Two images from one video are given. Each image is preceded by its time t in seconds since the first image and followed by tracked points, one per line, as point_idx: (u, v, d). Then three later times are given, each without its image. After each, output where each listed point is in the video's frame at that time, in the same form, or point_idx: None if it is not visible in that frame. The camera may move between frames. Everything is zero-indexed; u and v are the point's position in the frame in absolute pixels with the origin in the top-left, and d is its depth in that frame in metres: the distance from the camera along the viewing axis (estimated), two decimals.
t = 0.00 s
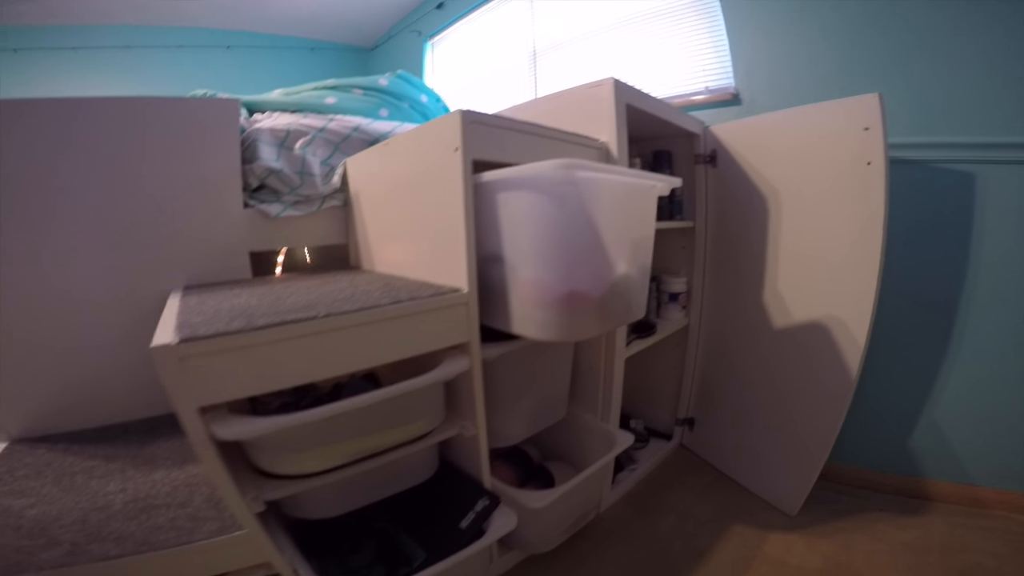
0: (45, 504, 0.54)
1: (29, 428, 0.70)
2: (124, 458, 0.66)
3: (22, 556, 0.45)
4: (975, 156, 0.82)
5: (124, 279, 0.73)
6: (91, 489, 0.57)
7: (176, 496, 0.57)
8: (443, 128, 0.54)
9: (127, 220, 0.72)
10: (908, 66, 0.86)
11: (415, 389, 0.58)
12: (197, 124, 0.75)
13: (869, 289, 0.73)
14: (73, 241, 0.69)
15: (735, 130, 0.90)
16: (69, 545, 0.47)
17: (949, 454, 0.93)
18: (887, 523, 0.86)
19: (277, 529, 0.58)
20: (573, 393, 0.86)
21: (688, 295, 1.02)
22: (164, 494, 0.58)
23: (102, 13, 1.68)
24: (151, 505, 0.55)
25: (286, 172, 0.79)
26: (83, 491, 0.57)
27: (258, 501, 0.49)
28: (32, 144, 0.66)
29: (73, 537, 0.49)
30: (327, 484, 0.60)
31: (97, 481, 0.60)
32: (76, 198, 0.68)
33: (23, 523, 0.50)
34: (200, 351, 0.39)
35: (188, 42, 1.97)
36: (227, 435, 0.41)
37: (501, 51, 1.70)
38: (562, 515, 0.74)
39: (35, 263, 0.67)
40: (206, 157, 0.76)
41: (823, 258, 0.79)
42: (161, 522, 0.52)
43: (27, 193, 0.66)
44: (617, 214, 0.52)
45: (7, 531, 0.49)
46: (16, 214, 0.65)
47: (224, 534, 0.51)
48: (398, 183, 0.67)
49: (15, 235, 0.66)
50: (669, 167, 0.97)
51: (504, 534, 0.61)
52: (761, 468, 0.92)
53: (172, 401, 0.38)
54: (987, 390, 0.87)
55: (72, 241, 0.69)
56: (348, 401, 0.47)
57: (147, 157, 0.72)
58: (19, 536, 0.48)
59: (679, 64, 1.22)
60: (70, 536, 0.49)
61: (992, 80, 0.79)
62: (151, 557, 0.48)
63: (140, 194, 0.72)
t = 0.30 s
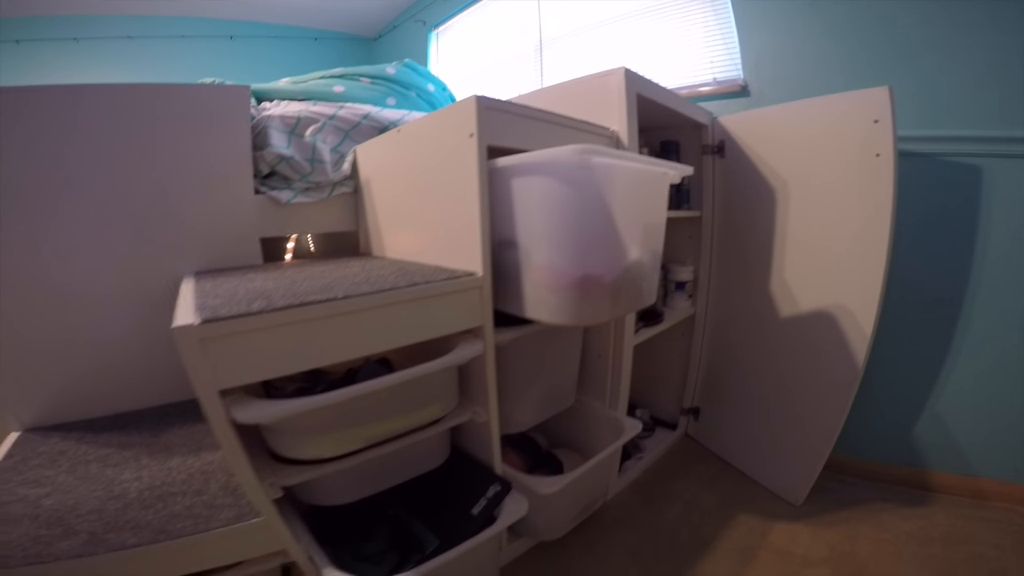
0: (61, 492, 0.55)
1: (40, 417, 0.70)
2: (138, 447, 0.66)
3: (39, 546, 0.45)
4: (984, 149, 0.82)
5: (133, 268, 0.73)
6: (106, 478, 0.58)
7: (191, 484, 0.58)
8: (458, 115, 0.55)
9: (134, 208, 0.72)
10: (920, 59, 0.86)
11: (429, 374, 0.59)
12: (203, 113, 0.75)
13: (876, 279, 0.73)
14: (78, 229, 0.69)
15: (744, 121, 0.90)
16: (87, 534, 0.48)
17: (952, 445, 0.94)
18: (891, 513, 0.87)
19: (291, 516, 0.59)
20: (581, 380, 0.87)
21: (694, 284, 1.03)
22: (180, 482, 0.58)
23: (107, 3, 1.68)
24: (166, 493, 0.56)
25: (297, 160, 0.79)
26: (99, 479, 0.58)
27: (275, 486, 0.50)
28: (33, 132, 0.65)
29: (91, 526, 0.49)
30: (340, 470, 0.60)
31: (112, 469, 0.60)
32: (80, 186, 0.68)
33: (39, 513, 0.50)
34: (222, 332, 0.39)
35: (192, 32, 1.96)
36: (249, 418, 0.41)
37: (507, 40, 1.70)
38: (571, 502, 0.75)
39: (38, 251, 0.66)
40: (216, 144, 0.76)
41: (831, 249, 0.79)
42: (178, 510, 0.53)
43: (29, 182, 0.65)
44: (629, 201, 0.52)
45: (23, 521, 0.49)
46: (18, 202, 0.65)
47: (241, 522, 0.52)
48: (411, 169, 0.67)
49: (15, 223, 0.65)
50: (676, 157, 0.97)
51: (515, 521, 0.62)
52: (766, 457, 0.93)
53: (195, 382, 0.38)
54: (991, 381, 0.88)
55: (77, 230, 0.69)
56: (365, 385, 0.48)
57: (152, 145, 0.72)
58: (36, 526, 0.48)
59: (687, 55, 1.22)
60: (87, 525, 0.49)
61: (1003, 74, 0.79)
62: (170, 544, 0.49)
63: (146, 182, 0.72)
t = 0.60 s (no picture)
0: (87, 483, 0.55)
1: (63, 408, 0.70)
2: (161, 437, 0.66)
3: (67, 538, 0.46)
4: (1001, 142, 0.82)
5: (151, 260, 0.72)
6: (131, 468, 0.58)
7: (216, 474, 0.58)
8: (478, 107, 0.56)
9: (149, 198, 0.70)
10: (936, 52, 0.86)
11: (451, 360, 0.59)
12: (214, 101, 0.74)
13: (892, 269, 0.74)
14: (89, 223, 0.66)
15: (758, 114, 0.90)
16: (115, 525, 0.48)
17: (966, 438, 0.94)
18: (905, 505, 0.87)
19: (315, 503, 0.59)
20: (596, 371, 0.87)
21: (708, 275, 1.03)
22: (204, 471, 0.59)
23: None
24: (192, 483, 0.56)
25: (315, 151, 0.80)
26: (123, 469, 0.58)
27: (302, 471, 0.51)
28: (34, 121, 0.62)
29: (119, 517, 0.49)
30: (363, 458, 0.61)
31: (136, 459, 0.60)
32: (87, 177, 0.65)
33: (66, 505, 0.51)
34: (256, 315, 0.40)
35: (200, 27, 1.95)
36: (281, 402, 0.41)
37: (516, 35, 1.70)
38: (588, 492, 0.76)
39: (53, 244, 0.65)
40: (236, 131, 0.76)
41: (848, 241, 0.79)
42: (205, 499, 0.54)
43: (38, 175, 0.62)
44: (651, 190, 0.53)
45: (50, 512, 0.49)
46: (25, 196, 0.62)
47: (267, 510, 0.52)
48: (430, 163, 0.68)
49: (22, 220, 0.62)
50: (689, 149, 0.97)
51: (535, 508, 0.62)
52: (779, 448, 0.93)
53: (229, 362, 0.39)
54: (1005, 375, 0.88)
55: (84, 223, 0.66)
56: (392, 370, 0.49)
57: (164, 135, 0.71)
58: (63, 517, 0.49)
59: (699, 49, 1.22)
60: (114, 516, 0.49)
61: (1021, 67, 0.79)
62: (198, 533, 0.49)
63: (159, 175, 0.71)
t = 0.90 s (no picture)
0: (101, 479, 0.55)
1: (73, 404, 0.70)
2: (173, 431, 0.66)
3: (83, 535, 0.46)
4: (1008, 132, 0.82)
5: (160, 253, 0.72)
6: (144, 462, 0.58)
7: (230, 467, 0.58)
8: (489, 95, 0.56)
9: (157, 193, 0.70)
10: (942, 40, 0.86)
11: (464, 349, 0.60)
12: (215, 92, 0.73)
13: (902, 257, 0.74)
14: (94, 218, 0.66)
15: (765, 105, 0.90)
16: (131, 521, 0.48)
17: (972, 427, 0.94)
18: (913, 492, 0.87)
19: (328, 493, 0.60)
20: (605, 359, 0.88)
21: (715, 264, 1.03)
22: (218, 463, 0.59)
23: None
24: (206, 476, 0.56)
25: (322, 142, 0.81)
26: (137, 464, 0.58)
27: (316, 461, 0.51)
28: (44, 120, 0.62)
29: (134, 513, 0.49)
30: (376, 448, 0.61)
31: (150, 454, 0.60)
32: (97, 173, 0.66)
33: (81, 501, 0.51)
34: (271, 301, 0.40)
35: (200, 22, 1.94)
36: (298, 390, 0.42)
37: (518, 26, 1.70)
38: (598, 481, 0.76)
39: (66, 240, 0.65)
40: (242, 123, 0.76)
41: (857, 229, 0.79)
42: (220, 493, 0.54)
43: (44, 171, 0.63)
44: (665, 177, 0.53)
45: (65, 509, 0.49)
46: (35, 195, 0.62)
47: (283, 503, 0.53)
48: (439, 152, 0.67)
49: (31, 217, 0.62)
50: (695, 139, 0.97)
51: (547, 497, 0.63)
52: (788, 437, 0.93)
53: (249, 350, 0.39)
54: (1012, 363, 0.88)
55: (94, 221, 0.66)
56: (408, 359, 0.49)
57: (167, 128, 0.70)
58: (79, 514, 0.49)
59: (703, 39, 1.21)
60: (129, 512, 0.50)
61: None
62: (216, 527, 0.49)
63: (168, 168, 0.70)
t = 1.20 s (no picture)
0: (124, 467, 0.68)
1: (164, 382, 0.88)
2: (195, 417, 0.81)
3: (111, 524, 0.58)
4: None
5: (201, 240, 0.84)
6: (170, 449, 0.72)
7: (255, 454, 0.72)
8: (512, 79, 0.65)
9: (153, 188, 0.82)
10: None
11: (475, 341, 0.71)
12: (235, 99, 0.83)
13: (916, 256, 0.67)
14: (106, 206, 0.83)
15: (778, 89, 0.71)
16: (157, 510, 0.61)
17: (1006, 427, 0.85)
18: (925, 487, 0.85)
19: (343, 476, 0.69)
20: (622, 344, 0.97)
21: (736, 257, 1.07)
22: (244, 450, 0.73)
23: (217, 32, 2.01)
24: (230, 463, 0.70)
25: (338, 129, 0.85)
26: (165, 452, 0.71)
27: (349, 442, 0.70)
28: (28, 105, 0.69)
29: (164, 501, 0.62)
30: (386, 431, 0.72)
31: (173, 440, 0.74)
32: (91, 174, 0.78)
33: (105, 489, 0.63)
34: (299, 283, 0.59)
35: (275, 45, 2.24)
36: (329, 371, 0.60)
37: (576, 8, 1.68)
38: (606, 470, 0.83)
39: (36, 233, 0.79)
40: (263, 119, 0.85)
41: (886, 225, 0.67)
42: (245, 480, 0.66)
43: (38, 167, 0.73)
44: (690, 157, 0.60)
45: (90, 497, 0.62)
46: (29, 196, 0.75)
47: (309, 490, 0.65)
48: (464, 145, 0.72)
49: (30, 218, 0.76)
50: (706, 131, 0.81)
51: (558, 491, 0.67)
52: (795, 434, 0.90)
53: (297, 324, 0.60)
54: None
55: (93, 221, 0.84)
56: (421, 346, 0.65)
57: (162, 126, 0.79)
58: (103, 502, 0.61)
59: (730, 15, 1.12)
60: (155, 500, 0.62)
61: None
62: (240, 515, 0.62)
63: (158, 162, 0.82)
